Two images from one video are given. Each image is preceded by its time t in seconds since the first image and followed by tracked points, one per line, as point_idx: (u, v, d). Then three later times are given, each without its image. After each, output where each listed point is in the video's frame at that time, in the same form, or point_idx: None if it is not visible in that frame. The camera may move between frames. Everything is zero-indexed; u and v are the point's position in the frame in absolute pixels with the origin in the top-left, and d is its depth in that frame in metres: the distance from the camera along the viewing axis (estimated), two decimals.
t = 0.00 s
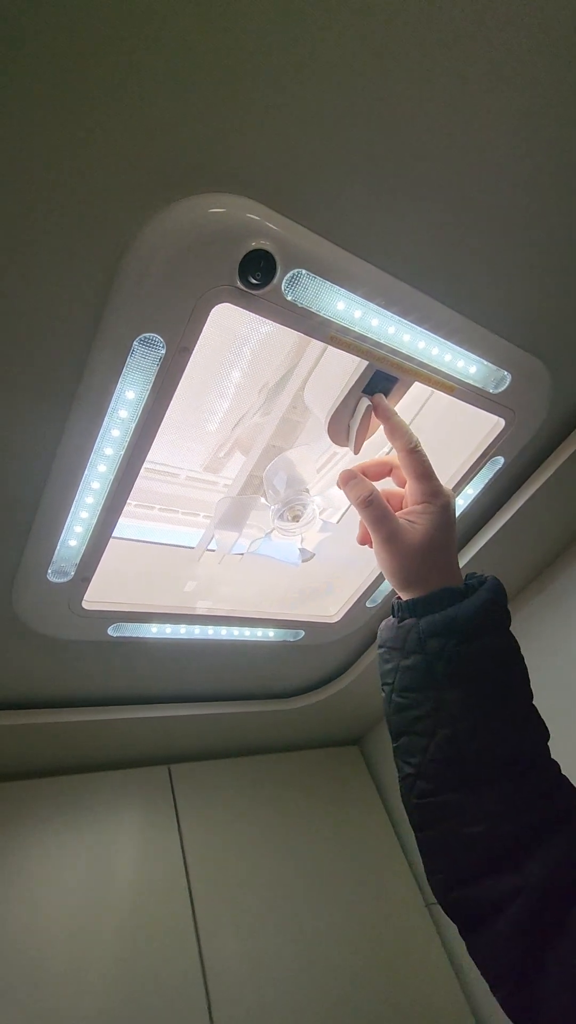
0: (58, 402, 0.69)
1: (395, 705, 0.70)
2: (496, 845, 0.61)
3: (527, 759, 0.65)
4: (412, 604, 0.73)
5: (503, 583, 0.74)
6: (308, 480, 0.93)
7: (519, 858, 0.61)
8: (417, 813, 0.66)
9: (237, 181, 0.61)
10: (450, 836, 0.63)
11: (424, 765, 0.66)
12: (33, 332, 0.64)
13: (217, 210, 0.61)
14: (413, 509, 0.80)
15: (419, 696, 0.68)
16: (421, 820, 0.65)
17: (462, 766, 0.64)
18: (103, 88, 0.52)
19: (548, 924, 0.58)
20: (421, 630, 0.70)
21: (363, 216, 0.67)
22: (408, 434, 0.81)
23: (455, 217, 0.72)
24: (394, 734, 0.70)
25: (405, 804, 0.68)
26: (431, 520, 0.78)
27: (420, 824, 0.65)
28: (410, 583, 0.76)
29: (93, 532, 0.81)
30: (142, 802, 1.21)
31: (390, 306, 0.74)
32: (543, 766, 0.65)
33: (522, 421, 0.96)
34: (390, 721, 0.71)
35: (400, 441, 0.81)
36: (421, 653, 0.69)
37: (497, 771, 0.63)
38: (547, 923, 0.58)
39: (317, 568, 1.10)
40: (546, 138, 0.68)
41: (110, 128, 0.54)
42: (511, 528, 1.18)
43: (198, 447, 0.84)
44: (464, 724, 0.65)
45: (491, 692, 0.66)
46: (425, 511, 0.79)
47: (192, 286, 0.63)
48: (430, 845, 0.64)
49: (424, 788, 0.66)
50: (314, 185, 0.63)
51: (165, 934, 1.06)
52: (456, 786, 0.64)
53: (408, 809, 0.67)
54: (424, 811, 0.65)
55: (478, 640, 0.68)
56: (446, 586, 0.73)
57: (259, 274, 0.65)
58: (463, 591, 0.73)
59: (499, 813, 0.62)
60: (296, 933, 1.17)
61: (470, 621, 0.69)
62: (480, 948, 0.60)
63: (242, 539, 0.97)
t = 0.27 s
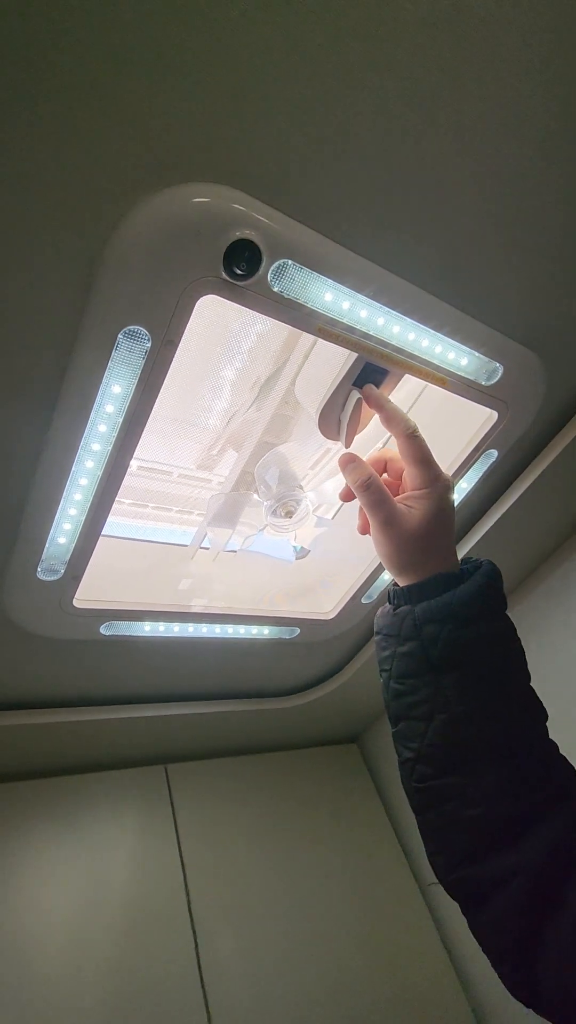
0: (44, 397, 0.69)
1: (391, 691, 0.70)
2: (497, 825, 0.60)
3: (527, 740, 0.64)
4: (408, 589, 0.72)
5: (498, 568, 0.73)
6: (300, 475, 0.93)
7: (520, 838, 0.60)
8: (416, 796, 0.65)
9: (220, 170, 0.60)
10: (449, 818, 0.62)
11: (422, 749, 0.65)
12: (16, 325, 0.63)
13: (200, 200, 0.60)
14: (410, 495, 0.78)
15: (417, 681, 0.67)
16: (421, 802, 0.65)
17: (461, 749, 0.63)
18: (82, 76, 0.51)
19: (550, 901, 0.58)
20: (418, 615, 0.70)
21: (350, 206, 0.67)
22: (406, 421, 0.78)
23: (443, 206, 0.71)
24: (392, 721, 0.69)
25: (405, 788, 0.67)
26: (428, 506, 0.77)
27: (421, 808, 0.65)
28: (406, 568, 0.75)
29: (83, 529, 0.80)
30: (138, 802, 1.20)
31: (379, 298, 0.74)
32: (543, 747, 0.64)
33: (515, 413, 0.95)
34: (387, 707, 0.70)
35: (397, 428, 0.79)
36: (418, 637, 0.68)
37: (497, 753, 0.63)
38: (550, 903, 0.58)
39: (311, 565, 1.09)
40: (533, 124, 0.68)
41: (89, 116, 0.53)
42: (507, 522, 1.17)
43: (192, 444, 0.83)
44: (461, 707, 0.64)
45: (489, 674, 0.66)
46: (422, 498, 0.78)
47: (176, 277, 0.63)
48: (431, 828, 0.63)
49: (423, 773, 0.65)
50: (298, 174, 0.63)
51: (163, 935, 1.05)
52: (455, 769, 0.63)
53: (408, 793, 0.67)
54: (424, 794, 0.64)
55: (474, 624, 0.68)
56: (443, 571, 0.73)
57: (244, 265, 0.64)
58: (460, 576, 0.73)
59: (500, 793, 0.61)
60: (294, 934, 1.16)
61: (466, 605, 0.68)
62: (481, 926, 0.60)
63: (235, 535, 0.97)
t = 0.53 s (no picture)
0: (36, 394, 0.69)
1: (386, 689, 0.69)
2: (497, 821, 0.61)
3: (524, 734, 0.64)
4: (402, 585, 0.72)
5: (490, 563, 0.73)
6: (294, 472, 0.93)
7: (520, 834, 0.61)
8: (414, 794, 0.65)
9: (210, 165, 0.60)
10: (448, 816, 0.62)
11: (419, 748, 0.65)
12: (7, 322, 0.63)
13: (189, 194, 0.60)
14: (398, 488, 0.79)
15: (413, 680, 0.66)
16: (419, 800, 0.64)
17: (459, 747, 0.63)
18: (69, 71, 0.51)
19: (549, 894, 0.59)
20: (411, 615, 0.69)
21: (340, 200, 0.67)
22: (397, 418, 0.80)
23: (434, 200, 0.71)
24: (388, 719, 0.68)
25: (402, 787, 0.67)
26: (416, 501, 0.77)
27: (419, 806, 0.64)
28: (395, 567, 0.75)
29: (77, 527, 0.80)
30: (137, 802, 1.20)
31: (371, 292, 0.73)
32: (539, 740, 0.65)
33: (510, 408, 0.95)
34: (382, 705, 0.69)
35: (389, 426, 0.80)
36: (413, 635, 0.67)
37: (495, 749, 0.63)
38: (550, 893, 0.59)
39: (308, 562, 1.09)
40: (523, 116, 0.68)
41: (77, 111, 0.53)
42: (504, 518, 1.17)
43: (187, 442, 0.83)
44: (459, 704, 0.64)
45: (485, 671, 0.65)
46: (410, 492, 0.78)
47: (167, 273, 0.62)
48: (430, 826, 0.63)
49: (420, 771, 0.65)
50: (288, 168, 0.63)
51: (162, 934, 1.05)
52: (454, 768, 0.63)
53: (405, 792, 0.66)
54: (422, 792, 0.64)
55: (469, 621, 0.67)
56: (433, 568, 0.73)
57: (234, 260, 0.64)
58: (452, 572, 0.72)
59: (499, 790, 0.62)
60: (294, 932, 1.16)
61: (460, 602, 0.68)
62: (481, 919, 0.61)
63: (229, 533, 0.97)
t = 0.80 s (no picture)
0: (31, 394, 0.68)
1: (386, 705, 0.67)
2: (488, 851, 0.60)
3: (526, 761, 0.62)
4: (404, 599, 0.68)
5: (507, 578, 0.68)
6: (290, 469, 0.93)
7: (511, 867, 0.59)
8: (409, 813, 0.64)
9: (203, 163, 0.60)
10: (441, 840, 0.61)
11: (417, 769, 0.64)
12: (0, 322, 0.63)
13: (183, 192, 0.60)
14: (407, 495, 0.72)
15: (412, 701, 0.64)
16: (414, 819, 0.64)
17: (457, 773, 0.61)
18: (58, 70, 0.51)
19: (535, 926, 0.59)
20: (433, 640, 0.63)
21: (332, 197, 0.67)
22: (385, 421, 0.80)
23: (427, 197, 0.71)
24: (387, 734, 0.67)
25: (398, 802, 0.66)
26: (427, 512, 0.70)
27: (425, 834, 0.62)
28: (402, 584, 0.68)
29: (72, 528, 0.80)
30: (136, 801, 1.20)
31: (365, 289, 0.73)
32: (542, 768, 0.62)
33: (504, 404, 0.95)
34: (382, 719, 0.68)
35: (376, 426, 0.80)
36: (414, 654, 0.64)
37: (494, 778, 0.61)
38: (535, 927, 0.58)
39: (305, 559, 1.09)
40: (516, 113, 0.68)
41: (69, 111, 0.53)
42: (500, 514, 1.17)
43: (183, 440, 0.83)
44: (460, 731, 0.61)
45: (501, 699, 0.62)
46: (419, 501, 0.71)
47: (161, 271, 0.62)
48: (422, 848, 0.63)
49: (418, 793, 0.63)
50: (281, 166, 0.63)
51: (162, 932, 1.05)
52: (451, 794, 0.61)
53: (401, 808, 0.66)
54: (417, 814, 0.63)
55: (481, 646, 0.62)
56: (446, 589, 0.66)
57: (227, 258, 0.64)
58: (466, 592, 0.66)
59: (494, 820, 0.60)
60: (295, 931, 1.16)
61: (470, 625, 0.63)
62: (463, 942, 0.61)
63: (227, 530, 0.97)
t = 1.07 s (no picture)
0: (28, 394, 0.68)
1: (381, 703, 0.65)
2: (482, 852, 0.59)
3: (523, 762, 0.61)
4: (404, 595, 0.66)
5: (505, 578, 0.68)
6: (288, 468, 0.93)
7: (505, 868, 0.59)
8: (401, 814, 0.63)
9: (199, 162, 0.60)
10: (435, 841, 0.60)
11: (412, 769, 0.62)
12: None
13: (179, 192, 0.60)
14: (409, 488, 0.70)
15: (411, 699, 0.62)
16: (407, 820, 0.62)
17: (456, 773, 0.60)
18: (54, 70, 0.51)
19: (522, 925, 0.59)
20: (432, 638, 0.62)
21: (329, 196, 0.67)
22: (383, 415, 0.79)
23: (424, 195, 0.71)
24: (381, 733, 0.65)
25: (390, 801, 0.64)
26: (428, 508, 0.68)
27: (421, 838, 0.61)
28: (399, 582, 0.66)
29: (70, 528, 0.80)
30: (136, 802, 1.20)
31: (362, 288, 0.73)
32: (537, 768, 0.62)
33: (501, 402, 0.95)
34: (375, 717, 0.66)
35: (376, 419, 0.79)
36: (413, 652, 0.63)
37: (492, 779, 0.60)
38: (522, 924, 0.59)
39: (304, 558, 1.09)
40: (512, 111, 0.68)
41: (65, 110, 0.53)
42: (498, 512, 1.17)
43: (181, 440, 0.83)
44: (460, 730, 0.60)
45: (499, 699, 0.62)
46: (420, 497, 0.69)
47: (157, 271, 0.62)
48: (414, 849, 0.61)
49: (413, 793, 0.62)
50: (277, 165, 0.63)
51: (163, 933, 1.05)
52: (449, 794, 0.60)
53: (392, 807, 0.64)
54: (410, 814, 0.62)
55: (480, 644, 0.62)
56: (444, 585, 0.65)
57: (224, 257, 0.64)
58: (465, 589, 0.66)
59: (490, 820, 0.60)
60: (296, 930, 1.16)
61: (470, 623, 0.63)
62: (446, 944, 0.60)
63: (225, 530, 0.97)
